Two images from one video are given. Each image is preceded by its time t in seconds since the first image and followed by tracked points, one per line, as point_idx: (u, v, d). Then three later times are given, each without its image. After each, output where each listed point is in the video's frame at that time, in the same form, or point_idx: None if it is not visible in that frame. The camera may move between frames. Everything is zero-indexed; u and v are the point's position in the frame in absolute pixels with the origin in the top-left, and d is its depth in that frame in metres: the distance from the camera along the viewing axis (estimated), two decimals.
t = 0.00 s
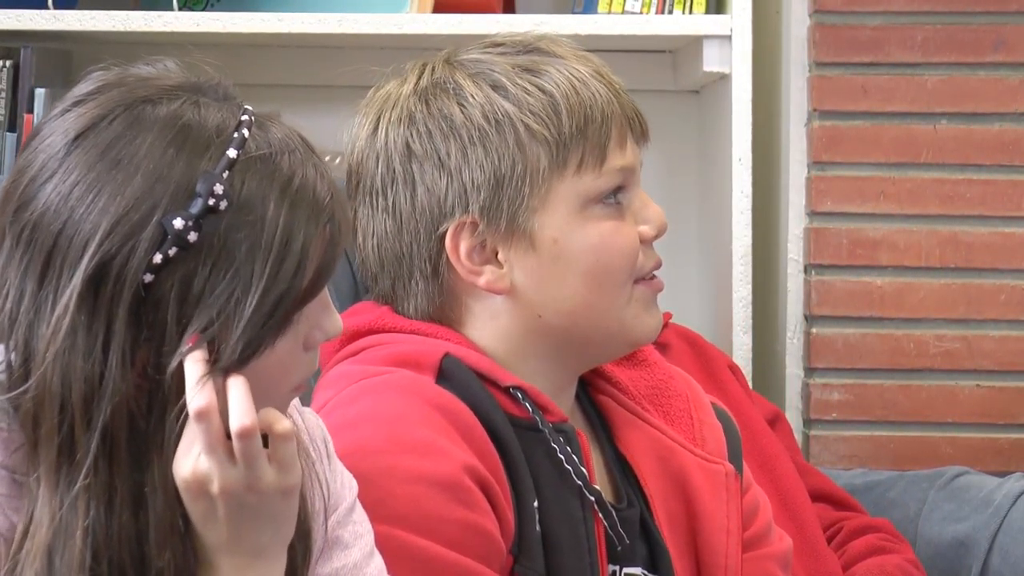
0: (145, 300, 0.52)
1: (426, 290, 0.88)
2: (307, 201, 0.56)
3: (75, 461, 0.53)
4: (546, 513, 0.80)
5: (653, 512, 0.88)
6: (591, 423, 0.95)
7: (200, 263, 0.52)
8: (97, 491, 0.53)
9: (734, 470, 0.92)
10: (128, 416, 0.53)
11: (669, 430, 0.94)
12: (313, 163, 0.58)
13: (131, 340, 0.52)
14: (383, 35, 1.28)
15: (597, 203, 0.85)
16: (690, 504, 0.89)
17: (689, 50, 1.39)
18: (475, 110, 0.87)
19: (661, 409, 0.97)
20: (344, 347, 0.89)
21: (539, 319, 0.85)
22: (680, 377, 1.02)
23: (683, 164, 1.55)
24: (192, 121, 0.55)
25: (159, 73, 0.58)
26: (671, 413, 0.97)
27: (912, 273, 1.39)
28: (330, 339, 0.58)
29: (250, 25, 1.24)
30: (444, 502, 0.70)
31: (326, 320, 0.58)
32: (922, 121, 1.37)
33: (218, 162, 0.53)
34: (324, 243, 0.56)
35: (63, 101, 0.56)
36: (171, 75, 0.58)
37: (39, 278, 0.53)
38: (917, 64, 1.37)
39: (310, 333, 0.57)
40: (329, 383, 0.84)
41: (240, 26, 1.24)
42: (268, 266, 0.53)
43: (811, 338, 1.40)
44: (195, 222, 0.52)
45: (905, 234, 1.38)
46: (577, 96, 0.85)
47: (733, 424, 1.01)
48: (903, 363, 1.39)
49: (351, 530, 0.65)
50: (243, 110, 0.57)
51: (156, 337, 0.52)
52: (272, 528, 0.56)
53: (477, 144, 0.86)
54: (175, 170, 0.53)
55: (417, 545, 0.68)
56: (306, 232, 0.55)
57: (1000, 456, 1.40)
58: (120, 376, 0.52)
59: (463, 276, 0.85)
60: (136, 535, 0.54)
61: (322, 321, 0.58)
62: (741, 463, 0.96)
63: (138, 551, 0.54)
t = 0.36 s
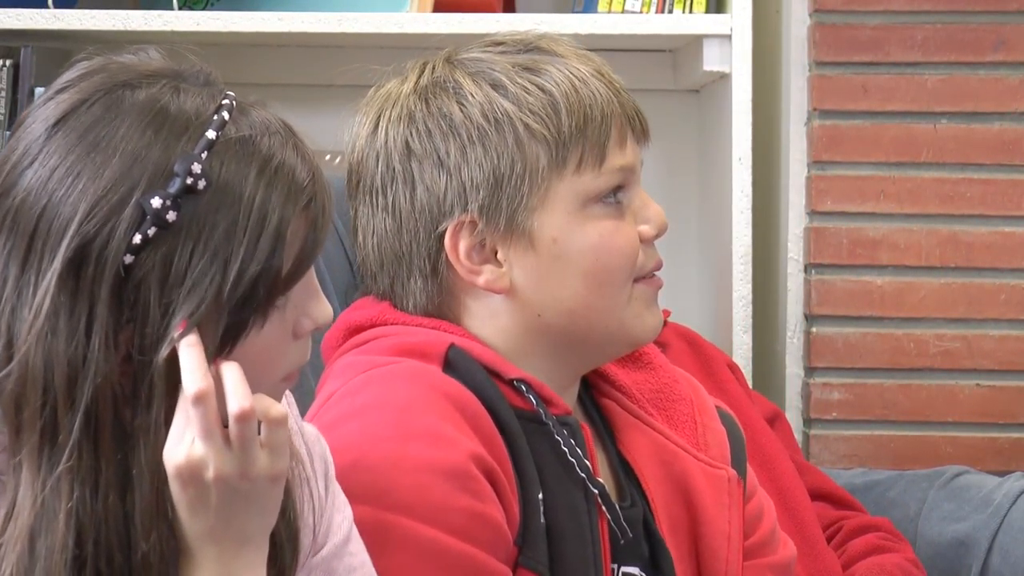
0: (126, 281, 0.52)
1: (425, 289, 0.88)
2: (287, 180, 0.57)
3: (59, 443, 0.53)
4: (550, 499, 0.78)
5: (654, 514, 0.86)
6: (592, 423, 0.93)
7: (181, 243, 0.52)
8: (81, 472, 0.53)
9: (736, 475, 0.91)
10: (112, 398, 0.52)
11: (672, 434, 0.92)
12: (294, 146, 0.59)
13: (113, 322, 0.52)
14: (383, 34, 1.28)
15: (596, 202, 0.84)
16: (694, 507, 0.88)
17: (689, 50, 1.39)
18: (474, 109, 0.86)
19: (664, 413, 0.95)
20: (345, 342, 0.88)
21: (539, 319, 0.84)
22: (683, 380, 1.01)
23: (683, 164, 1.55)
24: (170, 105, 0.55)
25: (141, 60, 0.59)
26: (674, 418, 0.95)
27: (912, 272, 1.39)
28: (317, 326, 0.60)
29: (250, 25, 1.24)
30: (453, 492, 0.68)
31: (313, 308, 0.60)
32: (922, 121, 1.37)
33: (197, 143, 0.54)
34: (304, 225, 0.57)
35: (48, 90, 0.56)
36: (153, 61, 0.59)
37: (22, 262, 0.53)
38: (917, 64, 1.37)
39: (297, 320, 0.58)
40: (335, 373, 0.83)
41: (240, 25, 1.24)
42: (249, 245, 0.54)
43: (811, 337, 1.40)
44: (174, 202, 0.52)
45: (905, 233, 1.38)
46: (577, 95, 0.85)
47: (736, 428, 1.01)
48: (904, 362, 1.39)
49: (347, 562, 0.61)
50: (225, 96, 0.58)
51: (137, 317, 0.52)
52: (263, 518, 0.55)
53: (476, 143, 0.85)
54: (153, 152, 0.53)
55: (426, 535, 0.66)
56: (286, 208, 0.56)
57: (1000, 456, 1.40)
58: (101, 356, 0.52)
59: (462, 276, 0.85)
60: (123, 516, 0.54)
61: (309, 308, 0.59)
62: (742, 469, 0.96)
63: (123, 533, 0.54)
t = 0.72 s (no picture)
0: (131, 271, 0.52)
1: (433, 290, 0.86)
2: (294, 177, 0.57)
3: (65, 428, 0.52)
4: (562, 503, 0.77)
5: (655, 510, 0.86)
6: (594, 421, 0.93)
7: (188, 235, 0.52)
8: (87, 458, 0.52)
9: (737, 473, 0.91)
10: (116, 384, 0.52)
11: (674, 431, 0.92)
12: (301, 144, 0.59)
13: (118, 311, 0.52)
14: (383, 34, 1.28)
15: (600, 200, 0.84)
16: (694, 504, 0.88)
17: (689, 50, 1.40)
18: (477, 109, 0.84)
19: (666, 410, 0.95)
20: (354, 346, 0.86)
21: (547, 317, 0.83)
22: (685, 379, 1.01)
23: (683, 164, 1.55)
24: (180, 99, 0.55)
25: (153, 55, 0.59)
26: (676, 414, 0.95)
27: (912, 272, 1.39)
28: (320, 327, 0.61)
29: (251, 24, 1.24)
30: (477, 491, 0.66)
31: (317, 308, 0.61)
32: (922, 121, 1.37)
33: (206, 137, 0.54)
34: (310, 222, 0.58)
35: (59, 81, 0.56)
36: (165, 57, 0.59)
37: (31, 250, 0.53)
38: (917, 63, 1.37)
39: (301, 319, 0.59)
40: (346, 375, 0.79)
41: (240, 25, 1.24)
42: (255, 237, 0.54)
43: (811, 337, 1.40)
44: (181, 194, 0.52)
45: (905, 233, 1.38)
46: (579, 94, 0.84)
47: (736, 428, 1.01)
48: (904, 362, 1.39)
49: None
50: (235, 93, 0.58)
51: (143, 306, 0.52)
52: (270, 516, 0.53)
53: (480, 143, 0.83)
54: (161, 144, 0.53)
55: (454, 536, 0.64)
56: (292, 204, 0.56)
57: (1000, 455, 1.40)
58: (106, 343, 0.52)
59: (470, 277, 0.83)
60: (126, 505, 0.53)
61: (313, 307, 0.60)
62: (741, 465, 0.96)
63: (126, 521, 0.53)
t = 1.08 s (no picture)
0: (128, 268, 0.52)
1: (447, 276, 0.85)
2: (295, 183, 0.57)
3: (58, 421, 0.52)
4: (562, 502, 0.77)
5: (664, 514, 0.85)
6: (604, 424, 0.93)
7: (187, 234, 0.52)
8: (77, 453, 0.52)
9: (747, 476, 0.90)
10: (108, 382, 0.52)
11: (685, 435, 0.92)
12: (304, 149, 0.59)
13: (113, 308, 0.52)
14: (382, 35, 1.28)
15: (617, 189, 0.83)
16: (703, 508, 0.87)
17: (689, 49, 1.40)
18: (497, 96, 0.84)
19: (678, 415, 0.95)
20: (358, 351, 0.85)
21: (559, 306, 0.82)
22: (699, 384, 1.01)
23: (683, 163, 1.55)
24: (185, 99, 0.55)
25: (165, 55, 0.59)
26: (688, 419, 0.95)
27: (912, 272, 1.39)
28: (315, 330, 0.61)
29: (251, 25, 1.24)
30: (460, 500, 0.66)
31: (313, 313, 0.61)
32: (922, 121, 1.37)
33: (209, 139, 0.54)
34: (310, 228, 0.58)
35: (67, 76, 0.56)
36: (174, 56, 0.59)
37: (31, 243, 0.53)
38: (917, 64, 1.37)
39: (296, 324, 0.59)
40: (335, 390, 0.80)
41: (241, 26, 1.24)
42: (257, 240, 0.54)
43: (811, 337, 1.41)
44: (182, 194, 0.52)
45: (905, 233, 1.38)
46: (600, 84, 0.83)
47: (747, 432, 1.00)
48: (904, 362, 1.39)
49: None
50: (241, 96, 0.58)
51: (139, 306, 0.52)
52: (266, 510, 0.53)
53: (499, 129, 0.83)
54: (165, 143, 0.53)
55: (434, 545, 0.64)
56: (293, 210, 0.56)
57: (1000, 456, 1.40)
58: (99, 340, 0.51)
59: (484, 260, 0.82)
60: (114, 499, 0.53)
61: (309, 313, 0.60)
62: (754, 470, 0.95)
63: (112, 516, 0.53)
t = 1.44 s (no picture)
0: (132, 271, 0.52)
1: (443, 274, 0.85)
2: (301, 192, 0.57)
3: (61, 421, 0.52)
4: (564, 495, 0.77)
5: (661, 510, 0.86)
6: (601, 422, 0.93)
7: (192, 237, 0.52)
8: (80, 454, 0.52)
9: (745, 472, 0.90)
10: (110, 383, 0.52)
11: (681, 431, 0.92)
12: (312, 156, 0.59)
13: (116, 309, 0.52)
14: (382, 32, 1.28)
15: (611, 186, 0.83)
16: (700, 504, 0.87)
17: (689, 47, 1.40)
18: (490, 94, 0.84)
19: (673, 411, 0.95)
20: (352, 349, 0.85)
21: (555, 303, 0.82)
22: (693, 380, 1.01)
23: (684, 161, 1.56)
24: (192, 104, 0.55)
25: (172, 58, 0.59)
26: (684, 415, 0.95)
27: (912, 270, 1.39)
28: (316, 337, 0.61)
29: (251, 23, 1.24)
30: (456, 497, 0.66)
31: (315, 320, 0.61)
32: (923, 118, 1.37)
33: (216, 143, 0.54)
34: (314, 234, 0.58)
35: (75, 77, 0.56)
36: (182, 59, 0.59)
37: (36, 244, 0.53)
38: (917, 61, 1.37)
39: (296, 329, 0.60)
40: (332, 385, 0.80)
41: (241, 23, 1.24)
42: (261, 243, 0.54)
43: (811, 335, 1.41)
44: (188, 198, 0.52)
45: (905, 230, 1.38)
46: (593, 80, 0.83)
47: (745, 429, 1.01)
48: (904, 360, 1.39)
49: None
50: (248, 100, 0.58)
51: (143, 308, 0.52)
52: (267, 501, 0.54)
53: (492, 128, 0.83)
54: (172, 148, 0.53)
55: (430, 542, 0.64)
56: (299, 216, 0.56)
57: (1000, 453, 1.40)
58: (103, 342, 0.52)
59: (479, 258, 0.82)
60: (115, 500, 0.53)
61: (312, 320, 0.61)
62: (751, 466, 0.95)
63: (112, 518, 0.53)
